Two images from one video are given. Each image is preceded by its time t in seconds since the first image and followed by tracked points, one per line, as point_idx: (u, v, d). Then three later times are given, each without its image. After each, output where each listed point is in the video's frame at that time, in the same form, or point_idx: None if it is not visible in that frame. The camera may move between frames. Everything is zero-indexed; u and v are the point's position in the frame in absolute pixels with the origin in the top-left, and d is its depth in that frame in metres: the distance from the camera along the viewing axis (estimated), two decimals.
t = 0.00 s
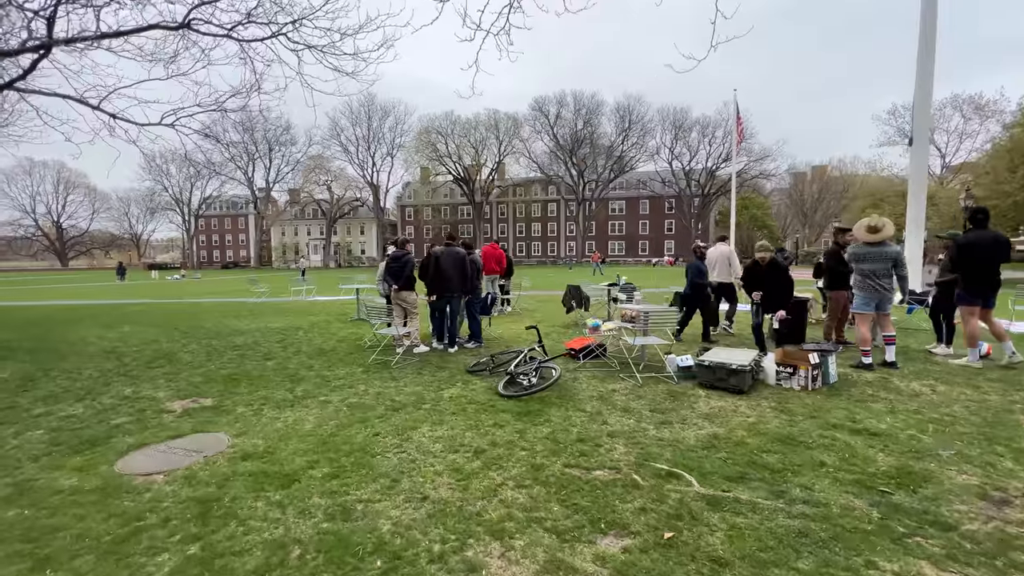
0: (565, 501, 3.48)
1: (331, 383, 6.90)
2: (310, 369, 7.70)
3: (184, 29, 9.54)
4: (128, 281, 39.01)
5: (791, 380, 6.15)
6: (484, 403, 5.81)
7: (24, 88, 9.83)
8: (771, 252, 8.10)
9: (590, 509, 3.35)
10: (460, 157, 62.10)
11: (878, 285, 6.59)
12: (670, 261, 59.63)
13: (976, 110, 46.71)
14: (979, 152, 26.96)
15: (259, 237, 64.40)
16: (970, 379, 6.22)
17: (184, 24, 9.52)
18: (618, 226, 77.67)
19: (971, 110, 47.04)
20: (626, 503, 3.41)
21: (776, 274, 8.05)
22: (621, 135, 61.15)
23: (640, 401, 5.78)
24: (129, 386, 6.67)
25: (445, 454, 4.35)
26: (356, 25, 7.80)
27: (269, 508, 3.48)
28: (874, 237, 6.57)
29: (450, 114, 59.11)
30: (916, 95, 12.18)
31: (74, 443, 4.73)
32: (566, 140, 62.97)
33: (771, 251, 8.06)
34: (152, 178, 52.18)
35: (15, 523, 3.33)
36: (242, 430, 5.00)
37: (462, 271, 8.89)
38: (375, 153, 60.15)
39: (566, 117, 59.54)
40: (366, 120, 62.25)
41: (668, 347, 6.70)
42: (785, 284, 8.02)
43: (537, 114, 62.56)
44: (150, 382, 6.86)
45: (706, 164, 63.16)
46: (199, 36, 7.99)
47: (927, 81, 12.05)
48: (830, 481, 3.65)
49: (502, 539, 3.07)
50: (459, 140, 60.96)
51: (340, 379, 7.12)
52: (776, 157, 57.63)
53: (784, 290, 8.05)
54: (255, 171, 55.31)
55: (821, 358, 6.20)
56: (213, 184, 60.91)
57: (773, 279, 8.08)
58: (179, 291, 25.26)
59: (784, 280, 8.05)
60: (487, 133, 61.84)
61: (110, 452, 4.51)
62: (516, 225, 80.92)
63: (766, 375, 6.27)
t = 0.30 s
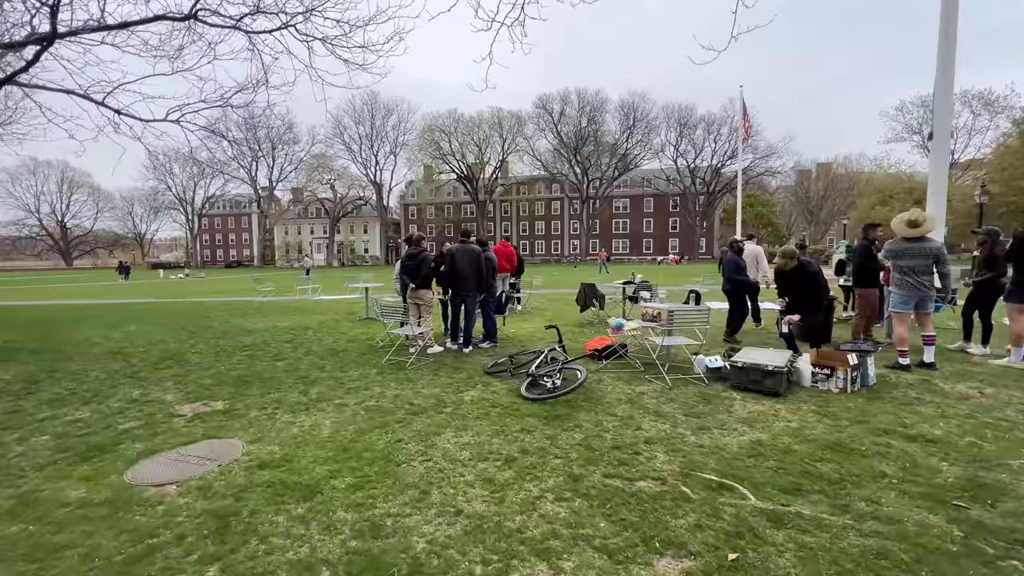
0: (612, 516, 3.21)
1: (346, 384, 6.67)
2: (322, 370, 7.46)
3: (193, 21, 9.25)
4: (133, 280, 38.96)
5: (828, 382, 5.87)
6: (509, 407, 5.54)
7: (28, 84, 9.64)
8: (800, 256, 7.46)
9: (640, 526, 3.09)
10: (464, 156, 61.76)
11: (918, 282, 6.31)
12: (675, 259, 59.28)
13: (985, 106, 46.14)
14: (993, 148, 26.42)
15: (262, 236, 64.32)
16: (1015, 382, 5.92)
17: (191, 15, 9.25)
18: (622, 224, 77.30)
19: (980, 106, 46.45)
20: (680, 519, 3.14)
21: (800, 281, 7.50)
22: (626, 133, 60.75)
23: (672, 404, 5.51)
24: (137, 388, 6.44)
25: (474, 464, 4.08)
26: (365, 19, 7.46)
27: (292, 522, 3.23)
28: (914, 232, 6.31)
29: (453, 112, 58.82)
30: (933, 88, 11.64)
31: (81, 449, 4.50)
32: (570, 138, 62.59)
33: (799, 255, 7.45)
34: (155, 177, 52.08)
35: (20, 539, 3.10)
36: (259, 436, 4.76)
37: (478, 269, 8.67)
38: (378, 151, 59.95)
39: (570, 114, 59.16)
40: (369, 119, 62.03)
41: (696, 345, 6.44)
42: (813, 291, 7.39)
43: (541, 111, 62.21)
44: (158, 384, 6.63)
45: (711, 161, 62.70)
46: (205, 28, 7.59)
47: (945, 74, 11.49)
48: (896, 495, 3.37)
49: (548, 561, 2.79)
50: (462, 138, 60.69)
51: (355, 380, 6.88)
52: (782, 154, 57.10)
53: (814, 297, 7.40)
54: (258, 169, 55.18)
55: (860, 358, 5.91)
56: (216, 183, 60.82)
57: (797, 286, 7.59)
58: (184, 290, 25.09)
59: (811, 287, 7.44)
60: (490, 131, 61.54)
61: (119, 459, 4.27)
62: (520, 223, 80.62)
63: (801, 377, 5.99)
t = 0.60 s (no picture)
0: (669, 546, 2.91)
1: (361, 390, 6.40)
2: (336, 375, 7.19)
3: (197, 13, 8.94)
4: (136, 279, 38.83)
5: (870, 389, 5.56)
6: (535, 415, 5.26)
7: (29, 79, 9.39)
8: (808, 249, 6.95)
9: (701, 557, 2.80)
10: (466, 153, 61.38)
11: (963, 283, 6.03)
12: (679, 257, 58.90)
13: (994, 102, 45.62)
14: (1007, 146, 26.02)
15: (264, 234, 64.15)
16: None
17: (195, 7, 8.96)
18: (626, 222, 76.94)
19: (990, 101, 45.87)
20: (743, 548, 2.86)
21: (811, 276, 7.07)
22: (630, 130, 60.34)
23: (708, 413, 5.22)
24: (143, 394, 6.19)
25: (508, 480, 3.80)
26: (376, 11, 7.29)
27: (316, 552, 2.94)
28: (960, 230, 6.00)
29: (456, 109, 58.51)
30: (953, 81, 11.25)
31: (86, 463, 4.23)
32: (573, 135, 62.17)
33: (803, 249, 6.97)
34: (157, 175, 51.95)
35: (21, 569, 2.83)
36: (275, 449, 4.48)
37: (494, 268, 8.40)
38: (381, 149, 59.69)
39: (573, 111, 58.80)
40: (371, 116, 61.79)
41: (728, 350, 6.22)
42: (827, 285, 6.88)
43: (544, 109, 61.85)
44: (165, 390, 6.38)
45: (716, 158, 62.20)
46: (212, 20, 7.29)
47: (967, 66, 11.10)
48: (979, 521, 3.07)
49: None
50: (465, 136, 60.40)
51: (371, 385, 6.61)
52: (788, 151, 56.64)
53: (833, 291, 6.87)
54: (260, 167, 55.01)
55: (903, 363, 5.60)
56: (219, 181, 60.66)
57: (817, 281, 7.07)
58: (187, 289, 24.87)
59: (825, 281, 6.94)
60: (493, 128, 61.17)
61: (126, 476, 3.99)
62: (523, 221, 80.28)
63: (840, 384, 5.68)
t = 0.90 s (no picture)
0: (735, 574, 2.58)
1: (373, 392, 6.09)
2: (345, 375, 6.88)
3: None
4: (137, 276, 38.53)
5: (916, 391, 5.23)
6: (561, 420, 4.91)
7: (25, 69, 9.04)
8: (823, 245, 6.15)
9: None
10: (468, 150, 60.89)
11: (1012, 279, 5.68)
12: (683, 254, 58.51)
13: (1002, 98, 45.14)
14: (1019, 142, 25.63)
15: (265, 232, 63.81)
16: None
17: None
18: (628, 219, 76.49)
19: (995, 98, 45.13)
20: None
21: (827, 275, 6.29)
22: (633, 126, 59.85)
23: (747, 418, 4.89)
24: (144, 397, 5.87)
25: (543, 494, 3.46)
26: None
27: None
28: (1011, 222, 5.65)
29: (458, 105, 58.08)
30: (977, 71, 10.91)
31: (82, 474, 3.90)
32: (576, 131, 61.66)
33: (817, 247, 6.17)
34: (158, 172, 51.60)
35: None
36: (286, 459, 4.14)
37: (508, 264, 8.06)
38: (382, 146, 59.30)
39: (576, 107, 58.32)
40: (373, 112, 61.35)
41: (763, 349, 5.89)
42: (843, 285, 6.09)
43: (547, 105, 61.37)
44: (167, 392, 6.06)
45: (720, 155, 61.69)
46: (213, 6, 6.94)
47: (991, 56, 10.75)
48: None
49: None
50: (467, 132, 59.96)
51: (383, 387, 6.28)
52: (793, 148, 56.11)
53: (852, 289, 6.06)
54: (261, 164, 54.66)
55: (953, 365, 5.25)
56: (219, 178, 60.32)
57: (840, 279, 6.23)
58: (188, 287, 24.56)
59: (843, 281, 6.13)
60: (496, 125, 60.71)
61: (125, 488, 3.67)
62: (525, 218, 79.84)
63: (884, 387, 5.38)
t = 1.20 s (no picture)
0: None
1: (385, 400, 5.76)
2: (355, 382, 6.53)
3: None
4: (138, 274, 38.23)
5: (969, 403, 4.88)
6: (590, 434, 4.57)
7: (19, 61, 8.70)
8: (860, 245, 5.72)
9: None
10: (470, 147, 60.45)
11: None
12: (687, 253, 58.11)
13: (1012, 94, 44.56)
14: None
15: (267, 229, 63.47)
16: None
17: None
18: (631, 216, 75.98)
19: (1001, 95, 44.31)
20: None
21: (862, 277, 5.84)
22: (637, 123, 59.29)
23: (790, 432, 4.55)
24: (145, 406, 5.56)
25: (583, 523, 3.14)
26: None
27: None
28: None
29: (460, 102, 57.59)
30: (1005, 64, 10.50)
31: (77, 496, 3.59)
32: (579, 128, 61.17)
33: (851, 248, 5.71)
34: (158, 169, 51.22)
35: None
36: (298, 478, 3.83)
37: (523, 265, 7.73)
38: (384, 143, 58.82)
39: (580, 103, 57.78)
40: (374, 109, 60.86)
41: (802, 355, 5.56)
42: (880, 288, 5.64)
43: (550, 101, 60.85)
44: (169, 400, 5.75)
45: (724, 152, 61.18)
46: None
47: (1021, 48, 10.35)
48: None
49: None
50: (470, 129, 59.48)
51: (396, 394, 5.96)
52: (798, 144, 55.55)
53: (888, 292, 5.63)
54: (262, 161, 54.27)
55: (1007, 375, 4.91)
56: (221, 176, 59.98)
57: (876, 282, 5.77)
58: (190, 285, 24.22)
59: (879, 285, 5.67)
60: (498, 121, 60.24)
61: (122, 513, 3.36)
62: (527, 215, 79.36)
63: (933, 397, 5.03)
